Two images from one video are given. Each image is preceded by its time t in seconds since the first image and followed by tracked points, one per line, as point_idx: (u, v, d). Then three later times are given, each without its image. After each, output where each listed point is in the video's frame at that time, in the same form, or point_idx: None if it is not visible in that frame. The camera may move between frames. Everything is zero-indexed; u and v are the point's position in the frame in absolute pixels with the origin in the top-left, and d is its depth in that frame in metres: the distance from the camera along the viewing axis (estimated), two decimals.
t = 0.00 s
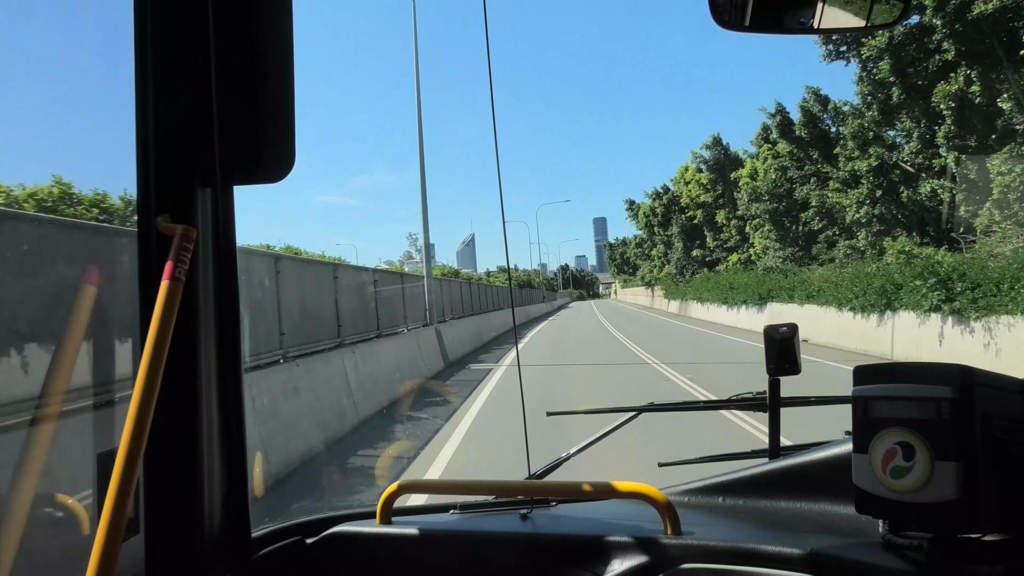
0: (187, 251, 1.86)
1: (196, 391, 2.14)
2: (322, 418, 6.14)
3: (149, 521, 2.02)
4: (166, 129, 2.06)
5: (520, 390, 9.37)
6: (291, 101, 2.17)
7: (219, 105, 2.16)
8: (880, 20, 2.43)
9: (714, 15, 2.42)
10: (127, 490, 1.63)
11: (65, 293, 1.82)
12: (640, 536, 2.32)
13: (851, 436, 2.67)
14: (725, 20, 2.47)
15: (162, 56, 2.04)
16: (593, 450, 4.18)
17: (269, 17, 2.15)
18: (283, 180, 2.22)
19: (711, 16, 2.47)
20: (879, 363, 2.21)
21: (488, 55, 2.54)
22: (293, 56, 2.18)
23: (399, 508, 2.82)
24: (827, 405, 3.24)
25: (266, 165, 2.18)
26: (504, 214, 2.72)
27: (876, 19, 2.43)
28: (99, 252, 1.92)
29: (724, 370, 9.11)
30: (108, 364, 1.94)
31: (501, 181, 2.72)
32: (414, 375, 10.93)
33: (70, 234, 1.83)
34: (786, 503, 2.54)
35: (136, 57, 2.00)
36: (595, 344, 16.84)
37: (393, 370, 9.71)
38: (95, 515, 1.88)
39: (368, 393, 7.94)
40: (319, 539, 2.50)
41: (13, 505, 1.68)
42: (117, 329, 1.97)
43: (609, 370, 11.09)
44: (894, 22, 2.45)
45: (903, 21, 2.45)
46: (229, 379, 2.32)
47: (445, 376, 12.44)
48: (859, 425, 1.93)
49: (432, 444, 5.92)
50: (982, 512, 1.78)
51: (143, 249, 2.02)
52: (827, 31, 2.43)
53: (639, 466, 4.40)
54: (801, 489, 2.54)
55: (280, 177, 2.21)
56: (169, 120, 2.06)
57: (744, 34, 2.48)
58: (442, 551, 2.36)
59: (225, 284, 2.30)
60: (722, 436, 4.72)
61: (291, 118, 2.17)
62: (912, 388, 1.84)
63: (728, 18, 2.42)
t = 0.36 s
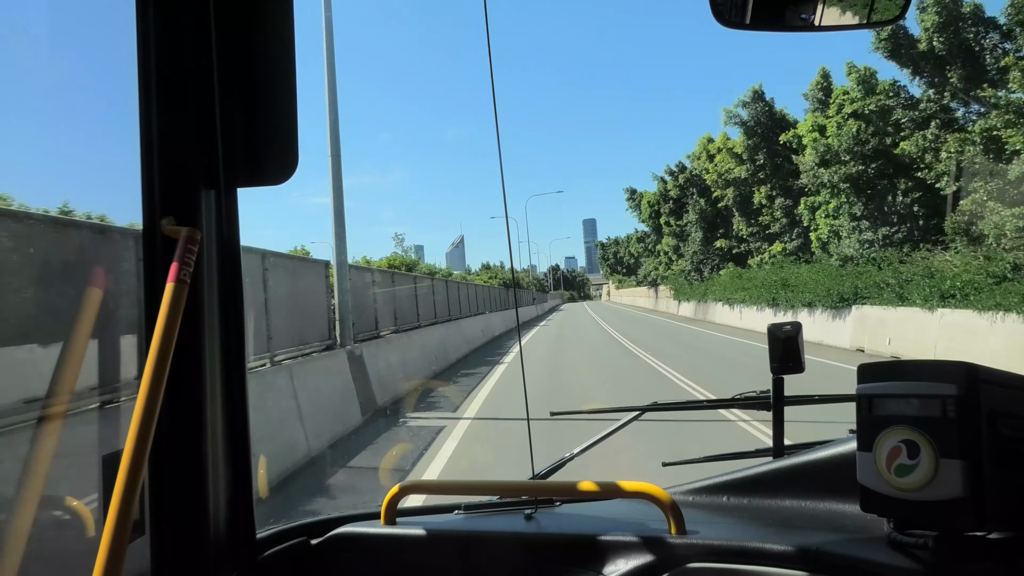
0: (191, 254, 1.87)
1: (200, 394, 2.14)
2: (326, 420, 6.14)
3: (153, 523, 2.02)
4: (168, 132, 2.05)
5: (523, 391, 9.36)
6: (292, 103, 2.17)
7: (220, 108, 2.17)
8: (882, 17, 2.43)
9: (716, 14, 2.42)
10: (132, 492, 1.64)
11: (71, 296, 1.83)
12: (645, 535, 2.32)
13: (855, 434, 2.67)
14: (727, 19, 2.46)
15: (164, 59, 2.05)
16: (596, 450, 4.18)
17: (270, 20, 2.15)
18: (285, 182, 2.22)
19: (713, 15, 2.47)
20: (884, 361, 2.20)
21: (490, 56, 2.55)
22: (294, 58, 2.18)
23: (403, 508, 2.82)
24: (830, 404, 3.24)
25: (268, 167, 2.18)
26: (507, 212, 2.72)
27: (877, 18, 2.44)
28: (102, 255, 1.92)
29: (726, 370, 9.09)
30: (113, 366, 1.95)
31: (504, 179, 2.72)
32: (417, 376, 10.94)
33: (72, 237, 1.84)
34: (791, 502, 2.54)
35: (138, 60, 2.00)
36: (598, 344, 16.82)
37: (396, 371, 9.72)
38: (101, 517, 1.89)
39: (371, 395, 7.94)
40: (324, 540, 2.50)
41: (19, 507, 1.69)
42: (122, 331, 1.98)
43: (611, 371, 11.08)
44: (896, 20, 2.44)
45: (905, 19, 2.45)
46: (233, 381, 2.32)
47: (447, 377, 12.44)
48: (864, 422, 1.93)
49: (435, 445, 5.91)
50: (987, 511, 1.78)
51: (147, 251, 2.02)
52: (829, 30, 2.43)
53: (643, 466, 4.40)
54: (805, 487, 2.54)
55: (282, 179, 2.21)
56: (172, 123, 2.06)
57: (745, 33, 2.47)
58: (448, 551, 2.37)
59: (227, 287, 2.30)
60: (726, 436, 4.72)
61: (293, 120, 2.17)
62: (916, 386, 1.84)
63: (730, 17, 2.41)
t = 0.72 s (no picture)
0: (187, 252, 1.86)
1: (196, 393, 2.13)
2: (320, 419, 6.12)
3: (148, 521, 2.02)
4: (166, 129, 2.04)
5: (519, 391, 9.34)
6: (291, 103, 2.17)
7: (219, 106, 2.16)
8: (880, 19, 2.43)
9: (715, 15, 2.41)
10: (126, 490, 1.63)
11: (67, 294, 1.82)
12: (640, 536, 2.32)
13: (850, 436, 2.67)
14: (726, 21, 2.46)
15: (163, 56, 2.03)
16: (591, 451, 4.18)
17: (270, 19, 2.15)
18: (283, 181, 2.22)
19: (711, 16, 2.46)
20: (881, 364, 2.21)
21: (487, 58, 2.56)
22: (294, 57, 2.18)
23: (399, 507, 2.82)
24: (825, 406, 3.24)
25: (267, 166, 2.19)
26: (503, 212, 2.72)
27: (874, 21, 2.44)
28: (99, 252, 1.92)
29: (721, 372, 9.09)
30: (108, 364, 1.94)
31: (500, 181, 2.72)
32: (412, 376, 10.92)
33: (69, 234, 1.83)
34: (786, 504, 2.54)
35: (136, 57, 1.99)
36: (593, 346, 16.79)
37: (391, 370, 9.70)
38: (95, 515, 1.88)
39: (366, 395, 7.92)
40: (319, 539, 2.50)
41: (13, 505, 1.68)
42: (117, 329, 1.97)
43: (607, 372, 11.06)
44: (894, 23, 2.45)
45: (903, 22, 2.45)
46: (229, 379, 2.32)
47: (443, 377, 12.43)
48: (859, 425, 1.93)
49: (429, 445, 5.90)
50: (982, 513, 1.78)
51: (144, 250, 2.01)
52: (828, 32, 2.43)
53: (638, 467, 4.39)
54: (800, 489, 2.54)
55: (280, 178, 2.21)
56: (170, 121, 2.05)
57: (744, 34, 2.46)
58: (443, 552, 2.36)
59: (224, 285, 2.30)
60: (721, 437, 4.71)
61: (292, 120, 2.17)
62: (911, 389, 1.84)
63: (728, 18, 2.41)
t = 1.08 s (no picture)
0: (187, 253, 1.86)
1: (192, 395, 2.13)
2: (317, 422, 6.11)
3: (143, 523, 2.01)
4: (167, 129, 2.05)
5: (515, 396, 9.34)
6: (292, 104, 2.18)
7: (219, 106, 2.16)
8: (881, 29, 2.44)
9: (716, 22, 2.42)
10: (121, 493, 1.63)
11: (65, 293, 1.82)
12: (637, 542, 2.32)
13: (847, 444, 2.67)
14: (727, 29, 2.47)
15: (165, 56, 2.04)
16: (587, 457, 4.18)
17: (271, 18, 2.15)
18: (283, 182, 2.23)
19: (712, 24, 2.47)
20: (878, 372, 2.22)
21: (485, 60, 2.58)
22: (294, 58, 2.18)
23: (395, 511, 2.82)
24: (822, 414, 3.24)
25: (267, 167, 2.19)
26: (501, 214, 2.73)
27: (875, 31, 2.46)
28: (98, 253, 1.91)
29: (718, 378, 9.10)
30: (106, 365, 1.94)
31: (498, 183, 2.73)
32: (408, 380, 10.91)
33: (69, 235, 1.83)
34: (783, 511, 2.54)
35: (138, 57, 1.99)
36: (589, 352, 16.81)
37: (387, 374, 9.69)
38: (90, 517, 1.87)
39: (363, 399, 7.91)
40: (314, 543, 2.49)
41: (8, 505, 1.68)
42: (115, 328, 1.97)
43: (603, 378, 11.07)
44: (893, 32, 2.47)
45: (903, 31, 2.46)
46: (226, 381, 2.31)
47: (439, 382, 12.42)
48: (856, 432, 1.94)
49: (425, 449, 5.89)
50: (979, 523, 1.78)
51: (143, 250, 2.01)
52: (828, 41, 2.44)
53: (634, 473, 4.39)
54: (796, 496, 2.54)
55: (280, 179, 2.21)
56: (171, 121, 2.05)
57: (745, 43, 2.47)
58: (439, 557, 2.35)
59: (223, 286, 2.30)
60: (717, 444, 4.72)
61: (293, 121, 2.17)
62: (908, 396, 1.85)
63: (729, 26, 2.42)
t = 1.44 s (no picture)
0: (188, 250, 1.86)
1: (193, 392, 2.13)
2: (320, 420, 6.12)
3: (144, 519, 2.02)
4: (168, 126, 2.05)
5: (518, 394, 9.34)
6: (292, 102, 2.15)
7: (220, 105, 2.16)
8: (883, 28, 2.43)
9: (717, 21, 2.41)
10: (122, 489, 1.63)
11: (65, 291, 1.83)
12: (636, 541, 2.31)
13: (848, 444, 2.66)
14: (730, 28, 2.46)
15: (166, 53, 2.04)
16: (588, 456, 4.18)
17: (273, 16, 2.14)
18: (283, 180, 2.21)
19: (714, 23, 2.46)
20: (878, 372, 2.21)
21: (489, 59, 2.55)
22: (295, 56, 2.17)
23: (396, 509, 2.82)
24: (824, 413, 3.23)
25: (267, 165, 2.17)
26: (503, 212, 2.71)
27: (877, 30, 2.45)
28: (100, 252, 1.92)
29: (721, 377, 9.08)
30: (108, 361, 1.95)
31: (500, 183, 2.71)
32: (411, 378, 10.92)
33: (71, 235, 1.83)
34: (783, 511, 2.53)
35: (139, 56, 2.00)
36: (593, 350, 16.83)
37: (390, 372, 9.70)
38: (92, 513, 1.88)
39: (365, 396, 7.92)
40: (315, 539, 2.49)
41: (9, 500, 1.69)
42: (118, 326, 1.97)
43: (607, 376, 11.06)
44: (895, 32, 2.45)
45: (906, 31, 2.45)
46: (228, 378, 2.31)
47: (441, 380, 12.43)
48: (856, 433, 1.93)
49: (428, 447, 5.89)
50: (980, 524, 1.78)
51: (144, 248, 2.01)
52: (829, 40, 2.43)
53: (636, 471, 4.39)
54: (797, 496, 2.53)
55: (280, 177, 2.20)
56: (172, 118, 2.05)
57: (747, 42, 2.46)
58: (439, 554, 2.36)
59: (224, 283, 2.30)
60: (719, 443, 4.71)
61: (293, 120, 2.16)
62: (908, 398, 1.84)
63: (730, 25, 2.41)
